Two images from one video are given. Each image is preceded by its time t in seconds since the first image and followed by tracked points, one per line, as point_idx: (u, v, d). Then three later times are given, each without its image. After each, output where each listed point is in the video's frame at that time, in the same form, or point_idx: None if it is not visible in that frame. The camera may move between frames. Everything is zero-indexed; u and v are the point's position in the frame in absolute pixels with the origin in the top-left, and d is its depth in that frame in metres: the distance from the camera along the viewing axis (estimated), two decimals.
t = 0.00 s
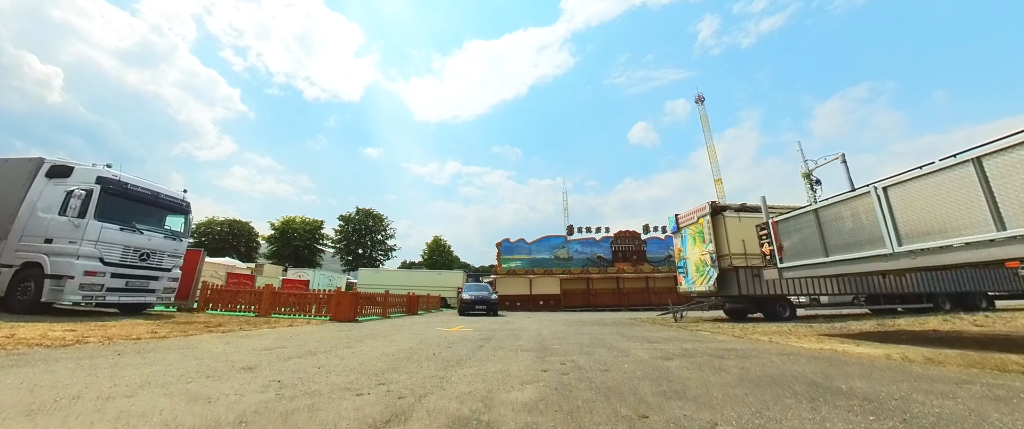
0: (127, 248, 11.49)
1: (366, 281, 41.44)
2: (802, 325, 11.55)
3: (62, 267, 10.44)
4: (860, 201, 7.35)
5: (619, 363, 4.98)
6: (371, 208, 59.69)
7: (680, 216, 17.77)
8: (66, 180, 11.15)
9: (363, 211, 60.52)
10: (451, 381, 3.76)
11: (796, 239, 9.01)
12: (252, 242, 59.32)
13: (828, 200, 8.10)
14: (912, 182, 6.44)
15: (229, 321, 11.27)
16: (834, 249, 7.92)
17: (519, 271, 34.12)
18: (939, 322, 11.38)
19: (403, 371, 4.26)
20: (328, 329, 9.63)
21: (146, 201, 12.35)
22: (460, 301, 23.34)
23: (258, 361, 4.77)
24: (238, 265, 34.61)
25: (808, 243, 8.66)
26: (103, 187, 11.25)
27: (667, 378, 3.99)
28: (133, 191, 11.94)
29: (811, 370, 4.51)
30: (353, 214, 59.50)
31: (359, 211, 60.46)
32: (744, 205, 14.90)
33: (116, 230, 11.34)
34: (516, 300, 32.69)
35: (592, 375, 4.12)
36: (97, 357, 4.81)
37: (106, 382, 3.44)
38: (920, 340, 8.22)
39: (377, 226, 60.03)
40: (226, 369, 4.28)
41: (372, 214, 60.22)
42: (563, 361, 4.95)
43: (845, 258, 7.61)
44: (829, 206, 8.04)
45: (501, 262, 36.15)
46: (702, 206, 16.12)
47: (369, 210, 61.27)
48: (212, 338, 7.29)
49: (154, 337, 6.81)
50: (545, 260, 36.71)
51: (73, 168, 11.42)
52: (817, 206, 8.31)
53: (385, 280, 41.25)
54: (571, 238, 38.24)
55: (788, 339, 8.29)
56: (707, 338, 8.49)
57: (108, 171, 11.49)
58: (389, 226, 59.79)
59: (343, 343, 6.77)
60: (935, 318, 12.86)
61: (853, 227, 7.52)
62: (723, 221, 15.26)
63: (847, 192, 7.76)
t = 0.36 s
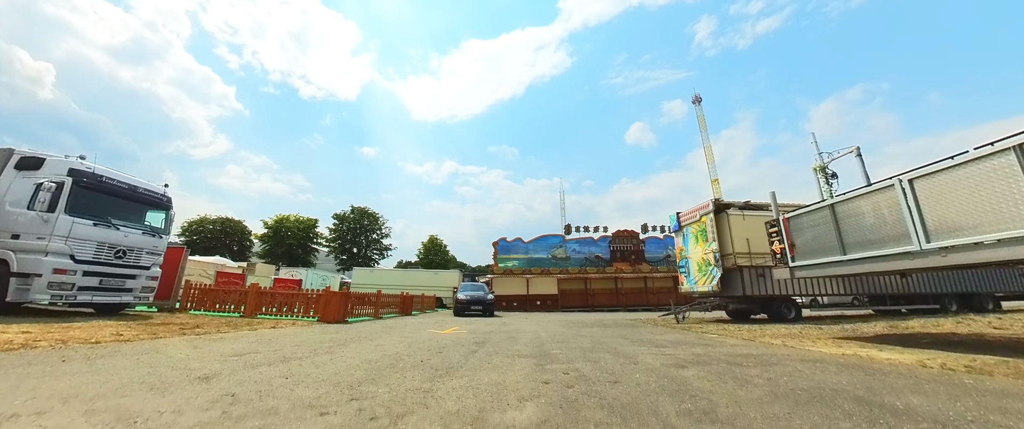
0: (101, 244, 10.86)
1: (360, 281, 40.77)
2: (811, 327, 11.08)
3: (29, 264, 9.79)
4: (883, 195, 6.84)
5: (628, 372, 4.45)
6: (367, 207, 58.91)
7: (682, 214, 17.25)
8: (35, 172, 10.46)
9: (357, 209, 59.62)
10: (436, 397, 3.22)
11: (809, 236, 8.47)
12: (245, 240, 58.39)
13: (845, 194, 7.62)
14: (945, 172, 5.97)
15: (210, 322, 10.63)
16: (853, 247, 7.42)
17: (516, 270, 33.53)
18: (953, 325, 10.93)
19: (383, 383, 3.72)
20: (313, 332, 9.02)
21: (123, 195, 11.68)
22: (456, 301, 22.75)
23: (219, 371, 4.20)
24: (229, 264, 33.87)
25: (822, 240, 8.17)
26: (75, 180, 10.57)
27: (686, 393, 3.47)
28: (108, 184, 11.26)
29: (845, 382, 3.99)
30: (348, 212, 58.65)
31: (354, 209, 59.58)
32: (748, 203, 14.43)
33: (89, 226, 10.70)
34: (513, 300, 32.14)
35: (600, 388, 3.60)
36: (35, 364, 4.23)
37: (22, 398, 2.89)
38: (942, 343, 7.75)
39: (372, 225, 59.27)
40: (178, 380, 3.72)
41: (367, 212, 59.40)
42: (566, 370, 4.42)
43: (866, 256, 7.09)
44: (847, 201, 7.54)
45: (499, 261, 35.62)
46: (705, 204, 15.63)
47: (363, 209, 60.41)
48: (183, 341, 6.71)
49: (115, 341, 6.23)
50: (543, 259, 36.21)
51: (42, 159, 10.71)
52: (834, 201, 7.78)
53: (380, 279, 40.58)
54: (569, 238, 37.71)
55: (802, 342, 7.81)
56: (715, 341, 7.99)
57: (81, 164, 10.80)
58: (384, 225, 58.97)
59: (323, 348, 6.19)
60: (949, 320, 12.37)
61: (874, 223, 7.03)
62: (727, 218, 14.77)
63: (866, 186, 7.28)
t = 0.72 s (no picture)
0: (67, 240, 10.14)
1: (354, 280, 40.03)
2: (821, 329, 10.54)
3: None
4: (911, 186, 6.30)
5: (640, 384, 3.85)
6: (361, 205, 58.08)
7: (685, 212, 16.70)
8: None
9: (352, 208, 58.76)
10: (412, 420, 2.59)
11: (826, 232, 7.90)
12: (236, 239, 57.37)
13: (867, 187, 7.07)
14: (981, 160, 5.43)
15: (185, 323, 9.97)
16: (877, 243, 6.87)
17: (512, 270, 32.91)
18: (970, 326, 10.42)
19: (351, 400, 3.10)
20: (293, 334, 8.37)
21: (93, 188, 10.94)
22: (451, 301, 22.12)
23: (161, 382, 3.57)
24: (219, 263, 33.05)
25: (840, 237, 7.61)
26: (40, 171, 9.83)
27: (714, 411, 2.88)
28: (78, 176, 10.53)
29: (897, 395, 3.41)
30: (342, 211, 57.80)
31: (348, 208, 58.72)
32: (753, 199, 13.91)
33: (54, 220, 9.99)
34: (509, 300, 31.52)
35: (611, 406, 3.00)
36: None
37: None
38: (968, 347, 7.23)
39: (367, 224, 58.44)
40: (105, 394, 3.10)
41: (361, 211, 58.55)
42: (567, 382, 3.82)
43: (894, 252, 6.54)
44: (869, 194, 6.99)
45: (495, 260, 35.03)
46: (708, 201, 15.09)
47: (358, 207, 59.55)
48: (142, 344, 6.05)
49: (62, 345, 5.57)
50: (540, 259, 35.68)
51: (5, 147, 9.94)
52: (855, 194, 7.23)
53: (374, 279, 39.85)
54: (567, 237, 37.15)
55: (819, 346, 7.25)
56: (726, 345, 7.43)
57: (47, 153, 10.06)
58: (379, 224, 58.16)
59: (297, 353, 5.56)
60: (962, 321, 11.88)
61: (900, 217, 6.49)
62: (731, 216, 14.24)
63: (891, 177, 6.73)
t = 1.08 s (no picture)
0: (27, 235, 9.38)
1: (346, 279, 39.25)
2: (833, 330, 10.00)
3: None
4: (945, 176, 5.76)
5: (659, 400, 3.24)
6: (354, 203, 57.22)
7: (686, 209, 16.17)
8: None
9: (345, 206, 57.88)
10: None
11: (846, 227, 7.34)
12: (227, 238, 56.30)
13: (893, 178, 6.51)
14: None
15: (157, 324, 9.28)
16: (905, 239, 6.32)
17: (508, 269, 32.28)
18: (988, 327, 9.93)
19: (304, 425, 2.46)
20: (270, 337, 7.70)
21: (59, 179, 10.16)
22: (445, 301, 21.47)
23: (75, 401, 2.91)
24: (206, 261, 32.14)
25: (863, 233, 7.05)
26: None
27: None
28: (41, 166, 9.76)
29: (970, 415, 2.82)
30: (335, 209, 56.91)
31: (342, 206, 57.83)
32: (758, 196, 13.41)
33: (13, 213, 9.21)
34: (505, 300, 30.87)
35: None
36: None
37: None
38: (998, 350, 6.71)
39: (360, 222, 57.59)
40: None
41: (355, 209, 57.70)
42: (572, 398, 3.19)
43: (924, 248, 6.00)
44: (897, 186, 6.43)
45: (490, 260, 34.42)
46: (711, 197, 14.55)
47: (351, 205, 58.66)
48: (91, 349, 5.38)
49: None
50: (536, 258, 35.13)
51: None
52: (879, 186, 6.67)
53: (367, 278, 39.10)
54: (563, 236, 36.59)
55: (840, 350, 6.69)
56: (740, 349, 6.84)
57: (8, 141, 9.31)
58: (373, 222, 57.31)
59: (264, 360, 4.92)
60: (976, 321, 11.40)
61: (933, 210, 5.94)
62: (735, 213, 13.72)
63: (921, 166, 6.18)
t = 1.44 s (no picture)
0: None
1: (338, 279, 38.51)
2: (843, 333, 9.51)
3: None
4: (982, 168, 5.25)
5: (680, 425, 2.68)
6: (347, 202, 56.37)
7: (687, 208, 15.68)
8: None
9: (338, 205, 57.04)
10: None
11: (865, 224, 6.84)
12: (217, 236, 55.29)
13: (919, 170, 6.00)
14: None
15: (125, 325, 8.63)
16: (933, 236, 5.82)
17: (503, 269, 31.71)
18: (1003, 331, 9.50)
19: None
20: (242, 341, 7.08)
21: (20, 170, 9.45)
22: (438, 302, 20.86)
23: None
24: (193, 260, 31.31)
25: (884, 230, 6.54)
26: None
27: None
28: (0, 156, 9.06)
29: None
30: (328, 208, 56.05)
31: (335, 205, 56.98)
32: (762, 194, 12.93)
33: None
34: (500, 300, 30.29)
35: None
36: None
37: None
38: None
39: (354, 221, 56.78)
40: None
41: (348, 208, 56.86)
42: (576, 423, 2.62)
43: (956, 247, 5.49)
44: (925, 179, 5.92)
45: (485, 259, 33.83)
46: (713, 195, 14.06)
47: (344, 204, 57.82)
48: (27, 356, 4.74)
49: None
50: (532, 258, 34.61)
51: None
52: (904, 179, 6.17)
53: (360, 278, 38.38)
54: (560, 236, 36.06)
55: (861, 356, 6.17)
56: (752, 354, 6.31)
57: None
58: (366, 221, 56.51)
59: (222, 369, 4.31)
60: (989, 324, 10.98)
61: (966, 205, 5.44)
62: (738, 211, 13.23)
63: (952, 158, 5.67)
